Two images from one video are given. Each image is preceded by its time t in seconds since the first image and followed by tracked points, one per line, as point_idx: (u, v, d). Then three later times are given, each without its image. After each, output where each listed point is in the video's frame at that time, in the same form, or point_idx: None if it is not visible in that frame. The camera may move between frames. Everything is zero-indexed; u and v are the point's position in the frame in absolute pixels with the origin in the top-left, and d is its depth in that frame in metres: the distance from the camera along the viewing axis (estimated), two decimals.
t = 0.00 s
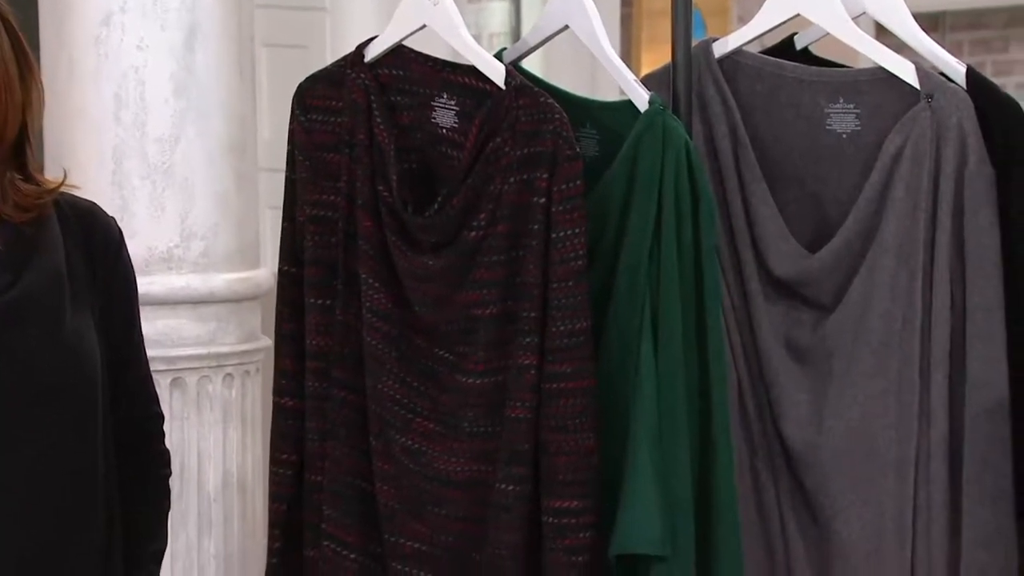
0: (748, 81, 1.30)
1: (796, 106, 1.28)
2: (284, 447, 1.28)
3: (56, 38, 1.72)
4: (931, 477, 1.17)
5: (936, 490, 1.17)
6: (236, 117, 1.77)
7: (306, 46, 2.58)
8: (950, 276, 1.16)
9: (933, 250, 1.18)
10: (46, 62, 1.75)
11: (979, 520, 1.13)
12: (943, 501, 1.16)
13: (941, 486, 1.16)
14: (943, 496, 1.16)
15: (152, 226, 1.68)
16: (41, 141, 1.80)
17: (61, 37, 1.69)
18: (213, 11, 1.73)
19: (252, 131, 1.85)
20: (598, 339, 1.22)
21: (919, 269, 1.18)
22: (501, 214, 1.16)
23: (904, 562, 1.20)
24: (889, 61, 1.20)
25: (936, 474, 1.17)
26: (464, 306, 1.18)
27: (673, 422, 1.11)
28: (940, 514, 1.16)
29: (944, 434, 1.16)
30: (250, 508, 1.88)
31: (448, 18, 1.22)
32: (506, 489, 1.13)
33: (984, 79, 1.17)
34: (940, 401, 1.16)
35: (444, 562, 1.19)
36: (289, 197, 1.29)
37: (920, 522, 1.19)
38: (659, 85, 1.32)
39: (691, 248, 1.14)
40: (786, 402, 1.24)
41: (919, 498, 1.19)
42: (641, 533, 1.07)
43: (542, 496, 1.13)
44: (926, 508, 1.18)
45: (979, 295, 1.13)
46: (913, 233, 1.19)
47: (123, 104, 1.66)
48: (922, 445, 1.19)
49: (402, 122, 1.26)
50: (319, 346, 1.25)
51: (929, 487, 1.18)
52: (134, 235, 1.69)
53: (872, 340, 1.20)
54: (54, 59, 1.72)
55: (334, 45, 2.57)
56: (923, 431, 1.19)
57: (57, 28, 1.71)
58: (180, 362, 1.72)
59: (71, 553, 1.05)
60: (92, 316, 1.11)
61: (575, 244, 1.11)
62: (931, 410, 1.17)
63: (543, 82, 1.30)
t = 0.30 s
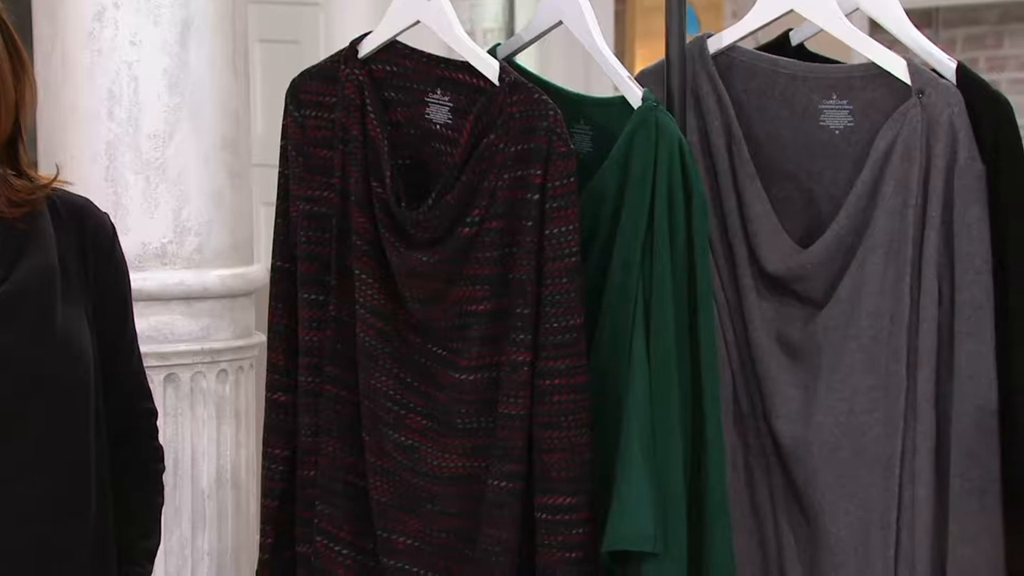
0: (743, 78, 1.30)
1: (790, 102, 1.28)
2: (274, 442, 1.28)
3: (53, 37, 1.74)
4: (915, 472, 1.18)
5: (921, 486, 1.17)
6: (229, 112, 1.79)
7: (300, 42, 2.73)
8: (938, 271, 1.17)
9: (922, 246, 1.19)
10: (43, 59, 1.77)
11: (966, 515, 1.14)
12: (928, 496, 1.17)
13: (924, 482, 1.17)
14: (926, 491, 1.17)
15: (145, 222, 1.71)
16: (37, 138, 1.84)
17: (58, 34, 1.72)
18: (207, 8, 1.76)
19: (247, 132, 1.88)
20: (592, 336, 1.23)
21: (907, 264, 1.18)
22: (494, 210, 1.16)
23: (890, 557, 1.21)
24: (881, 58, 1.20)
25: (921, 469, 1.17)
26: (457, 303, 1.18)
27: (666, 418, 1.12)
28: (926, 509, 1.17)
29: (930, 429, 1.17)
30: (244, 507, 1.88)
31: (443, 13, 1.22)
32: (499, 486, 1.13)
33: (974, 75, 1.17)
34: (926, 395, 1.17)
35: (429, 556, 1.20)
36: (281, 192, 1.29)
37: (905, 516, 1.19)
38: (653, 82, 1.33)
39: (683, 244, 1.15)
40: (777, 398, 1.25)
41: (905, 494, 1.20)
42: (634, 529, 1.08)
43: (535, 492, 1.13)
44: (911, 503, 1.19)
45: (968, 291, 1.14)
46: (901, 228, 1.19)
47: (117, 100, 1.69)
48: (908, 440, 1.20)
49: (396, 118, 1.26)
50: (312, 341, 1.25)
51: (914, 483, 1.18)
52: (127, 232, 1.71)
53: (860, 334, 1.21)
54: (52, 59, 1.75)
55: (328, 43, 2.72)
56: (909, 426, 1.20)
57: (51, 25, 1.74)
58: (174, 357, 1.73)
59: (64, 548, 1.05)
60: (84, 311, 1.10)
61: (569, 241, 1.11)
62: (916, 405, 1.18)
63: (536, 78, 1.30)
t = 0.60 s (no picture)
0: (735, 75, 1.30)
1: (782, 99, 1.28)
2: (268, 440, 1.28)
3: (46, 34, 1.73)
4: (898, 468, 1.19)
5: (904, 481, 1.18)
6: (221, 109, 1.78)
7: (293, 40, 2.73)
8: (925, 268, 1.18)
9: (909, 242, 1.19)
10: (36, 56, 1.76)
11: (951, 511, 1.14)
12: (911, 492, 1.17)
13: (908, 478, 1.18)
14: (910, 487, 1.18)
15: (137, 220, 1.70)
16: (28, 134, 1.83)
17: (50, 32, 1.71)
18: (199, 5, 1.75)
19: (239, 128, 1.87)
20: (585, 333, 1.23)
21: (893, 261, 1.19)
22: (488, 207, 1.16)
23: (876, 552, 1.21)
24: (872, 55, 1.21)
25: (905, 464, 1.18)
26: (451, 300, 1.18)
27: (659, 416, 1.12)
28: (908, 506, 1.18)
29: (913, 425, 1.17)
30: (238, 503, 1.88)
31: (436, 10, 1.22)
32: (493, 483, 1.13)
33: (963, 73, 1.18)
34: (910, 391, 1.17)
35: (425, 553, 1.20)
36: (274, 190, 1.28)
37: (888, 512, 1.20)
38: (647, 80, 1.33)
39: (676, 241, 1.15)
40: (766, 395, 1.25)
41: (888, 491, 1.20)
42: (628, 526, 1.08)
43: (529, 489, 1.13)
44: (893, 499, 1.20)
45: (954, 288, 1.14)
46: (889, 225, 1.19)
47: (109, 97, 1.68)
48: (891, 436, 1.20)
49: (389, 116, 1.25)
50: (305, 339, 1.25)
51: (897, 479, 1.19)
52: (119, 230, 1.71)
53: (847, 331, 1.21)
54: (44, 56, 1.74)
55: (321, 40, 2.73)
56: (892, 422, 1.20)
57: (44, 23, 1.73)
58: (166, 354, 1.73)
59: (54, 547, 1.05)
60: (78, 308, 1.10)
61: (563, 238, 1.12)
62: (900, 401, 1.19)
63: (529, 75, 1.30)
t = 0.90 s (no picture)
0: (729, 72, 1.31)
1: (775, 97, 1.28)
2: (261, 438, 1.27)
3: (38, 31, 1.72)
4: (888, 465, 1.19)
5: (893, 479, 1.18)
6: (214, 107, 1.78)
7: (286, 37, 2.74)
8: (915, 265, 1.18)
9: (899, 239, 1.19)
10: (28, 54, 1.75)
11: (941, 508, 1.15)
12: (900, 489, 1.18)
13: (897, 476, 1.18)
14: (899, 485, 1.18)
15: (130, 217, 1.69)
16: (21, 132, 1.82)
17: (42, 29, 1.71)
18: (192, 3, 1.74)
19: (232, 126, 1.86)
20: (580, 330, 1.23)
21: (883, 259, 1.19)
22: (482, 205, 1.16)
23: (866, 550, 1.21)
24: (864, 53, 1.21)
25: (894, 462, 1.18)
26: (445, 298, 1.18)
27: (654, 413, 1.12)
28: (898, 503, 1.18)
29: (902, 422, 1.18)
30: (230, 501, 1.87)
31: (430, 8, 1.22)
32: (488, 480, 1.13)
33: (954, 71, 1.18)
34: (899, 389, 1.17)
35: (419, 551, 1.19)
36: (267, 188, 1.28)
37: (877, 510, 1.20)
38: (641, 78, 1.33)
39: (670, 238, 1.15)
40: (758, 393, 1.25)
41: (877, 489, 1.20)
42: (624, 523, 1.08)
43: (524, 487, 1.13)
44: (882, 496, 1.20)
45: (944, 285, 1.15)
46: (880, 223, 1.20)
47: (102, 95, 1.67)
48: (880, 434, 1.20)
49: (383, 113, 1.25)
50: (298, 337, 1.24)
51: (886, 477, 1.19)
52: (112, 228, 1.70)
53: (838, 328, 1.21)
54: (36, 54, 1.73)
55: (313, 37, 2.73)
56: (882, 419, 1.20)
57: (36, 21, 1.72)
58: (159, 351, 1.72)
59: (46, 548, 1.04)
60: (71, 306, 1.10)
61: (557, 235, 1.11)
62: (890, 399, 1.19)
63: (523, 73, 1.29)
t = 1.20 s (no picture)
0: (721, 70, 1.31)
1: (768, 95, 1.28)
2: (256, 437, 1.27)
3: (30, 29, 1.72)
4: (886, 463, 1.19)
5: (891, 477, 1.18)
6: (207, 105, 1.77)
7: (278, 36, 2.73)
8: (911, 264, 1.18)
9: (895, 238, 1.20)
10: (20, 52, 1.75)
11: (939, 506, 1.15)
12: (898, 487, 1.18)
13: (895, 473, 1.18)
14: (897, 483, 1.18)
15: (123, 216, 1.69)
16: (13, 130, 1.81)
17: (34, 26, 1.70)
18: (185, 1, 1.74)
19: (225, 125, 1.86)
20: (575, 328, 1.23)
21: (880, 258, 1.19)
22: (476, 202, 1.15)
23: (865, 548, 1.21)
24: (858, 52, 1.21)
25: (892, 460, 1.18)
26: (440, 296, 1.18)
27: (649, 410, 1.12)
28: (896, 502, 1.18)
29: (899, 420, 1.18)
30: (224, 498, 1.87)
31: (423, 7, 1.22)
32: (483, 477, 1.13)
33: (948, 69, 1.18)
34: (896, 387, 1.18)
35: (414, 548, 1.19)
36: (261, 186, 1.28)
37: (875, 508, 1.20)
38: (634, 75, 1.33)
39: (665, 236, 1.15)
40: (752, 391, 1.25)
41: (875, 487, 1.20)
42: (619, 521, 1.08)
43: (519, 484, 1.13)
44: (880, 494, 1.20)
45: (940, 283, 1.15)
46: (875, 221, 1.20)
47: (95, 93, 1.67)
48: (878, 432, 1.21)
49: (377, 112, 1.25)
50: (292, 335, 1.24)
51: (884, 475, 1.19)
52: (105, 225, 1.70)
53: (833, 326, 1.21)
54: (28, 51, 1.72)
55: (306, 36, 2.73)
56: (880, 418, 1.20)
57: (29, 18, 1.72)
58: (152, 350, 1.72)
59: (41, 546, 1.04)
60: (65, 302, 1.09)
61: (551, 232, 1.11)
62: (887, 397, 1.19)
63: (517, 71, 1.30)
